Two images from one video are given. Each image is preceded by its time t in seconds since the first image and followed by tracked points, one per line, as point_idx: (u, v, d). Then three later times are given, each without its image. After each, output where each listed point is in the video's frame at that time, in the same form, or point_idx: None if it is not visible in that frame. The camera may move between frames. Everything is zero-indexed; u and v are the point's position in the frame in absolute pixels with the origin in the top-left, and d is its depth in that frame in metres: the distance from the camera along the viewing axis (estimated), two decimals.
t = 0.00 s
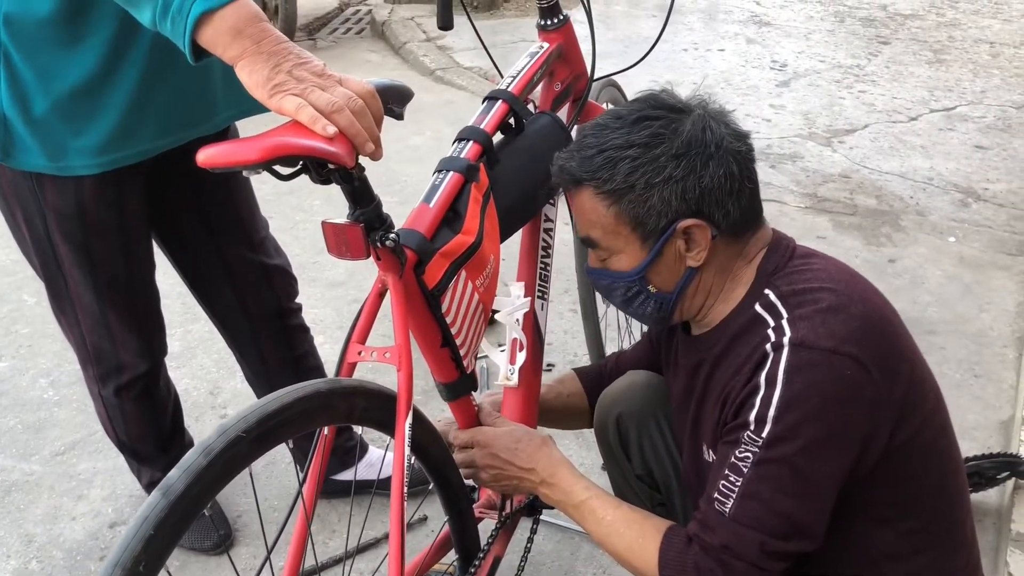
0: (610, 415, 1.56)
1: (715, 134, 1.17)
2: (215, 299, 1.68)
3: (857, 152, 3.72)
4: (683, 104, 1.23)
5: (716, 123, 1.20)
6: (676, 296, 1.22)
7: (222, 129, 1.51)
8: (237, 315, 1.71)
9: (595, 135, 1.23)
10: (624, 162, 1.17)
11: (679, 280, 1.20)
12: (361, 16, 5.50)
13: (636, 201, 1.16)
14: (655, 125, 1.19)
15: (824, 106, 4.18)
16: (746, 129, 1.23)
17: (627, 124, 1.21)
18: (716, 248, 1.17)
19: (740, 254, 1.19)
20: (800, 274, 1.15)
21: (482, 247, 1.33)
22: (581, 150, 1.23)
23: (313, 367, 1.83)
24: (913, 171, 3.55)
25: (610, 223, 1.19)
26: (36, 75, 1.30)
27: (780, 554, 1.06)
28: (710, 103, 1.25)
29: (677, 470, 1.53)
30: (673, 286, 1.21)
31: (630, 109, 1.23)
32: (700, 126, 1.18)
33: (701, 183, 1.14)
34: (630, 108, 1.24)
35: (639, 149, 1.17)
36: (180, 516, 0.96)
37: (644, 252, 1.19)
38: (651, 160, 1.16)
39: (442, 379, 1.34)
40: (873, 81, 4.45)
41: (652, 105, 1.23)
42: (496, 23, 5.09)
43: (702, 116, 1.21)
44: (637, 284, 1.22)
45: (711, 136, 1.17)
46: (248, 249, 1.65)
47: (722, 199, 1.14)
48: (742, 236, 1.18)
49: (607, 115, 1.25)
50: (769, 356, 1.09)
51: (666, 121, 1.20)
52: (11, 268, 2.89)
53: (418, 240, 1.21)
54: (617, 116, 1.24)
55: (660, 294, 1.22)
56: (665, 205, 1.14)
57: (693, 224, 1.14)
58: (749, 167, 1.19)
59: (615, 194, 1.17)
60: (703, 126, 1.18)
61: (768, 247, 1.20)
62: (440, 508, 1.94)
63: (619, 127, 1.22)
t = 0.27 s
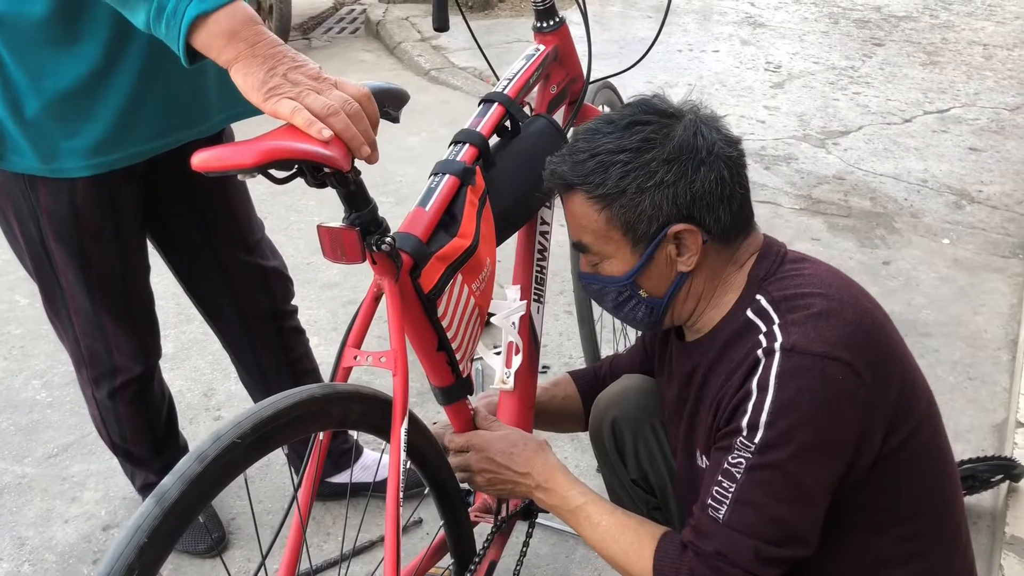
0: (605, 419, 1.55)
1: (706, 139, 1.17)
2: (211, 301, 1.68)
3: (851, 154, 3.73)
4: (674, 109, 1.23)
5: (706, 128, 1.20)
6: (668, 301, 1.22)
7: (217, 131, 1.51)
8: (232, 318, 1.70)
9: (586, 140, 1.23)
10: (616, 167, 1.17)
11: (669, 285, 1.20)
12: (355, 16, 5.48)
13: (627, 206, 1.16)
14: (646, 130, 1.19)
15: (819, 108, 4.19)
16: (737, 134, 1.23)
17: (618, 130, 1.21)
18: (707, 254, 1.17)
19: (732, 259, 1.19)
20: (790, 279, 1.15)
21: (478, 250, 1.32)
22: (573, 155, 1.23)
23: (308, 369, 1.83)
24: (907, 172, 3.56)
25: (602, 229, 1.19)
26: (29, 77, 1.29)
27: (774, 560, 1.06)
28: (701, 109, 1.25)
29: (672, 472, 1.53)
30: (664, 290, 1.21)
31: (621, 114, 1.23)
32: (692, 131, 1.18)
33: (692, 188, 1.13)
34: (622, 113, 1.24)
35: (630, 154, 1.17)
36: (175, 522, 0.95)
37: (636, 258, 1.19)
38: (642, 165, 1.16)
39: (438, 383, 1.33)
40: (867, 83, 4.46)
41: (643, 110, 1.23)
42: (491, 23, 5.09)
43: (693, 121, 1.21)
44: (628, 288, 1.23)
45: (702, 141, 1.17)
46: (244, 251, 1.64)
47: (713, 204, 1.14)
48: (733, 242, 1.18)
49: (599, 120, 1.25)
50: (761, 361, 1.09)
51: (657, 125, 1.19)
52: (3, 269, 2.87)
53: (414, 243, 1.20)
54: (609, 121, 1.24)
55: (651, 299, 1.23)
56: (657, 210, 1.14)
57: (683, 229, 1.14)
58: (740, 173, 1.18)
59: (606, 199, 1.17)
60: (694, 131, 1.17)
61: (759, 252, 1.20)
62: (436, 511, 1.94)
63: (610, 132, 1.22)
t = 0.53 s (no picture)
0: (601, 417, 1.55)
1: (699, 137, 1.16)
2: (203, 297, 1.66)
3: (845, 149, 3.73)
4: (666, 107, 1.22)
5: (699, 125, 1.19)
6: (661, 299, 1.22)
7: (208, 126, 1.49)
8: (225, 314, 1.69)
9: (579, 138, 1.22)
10: (609, 166, 1.17)
11: (663, 283, 1.20)
12: (347, 10, 5.45)
13: (620, 205, 1.15)
14: (640, 128, 1.19)
15: (812, 103, 4.19)
16: (730, 132, 1.22)
17: (611, 127, 1.20)
18: (700, 252, 1.17)
19: (725, 257, 1.19)
20: (784, 276, 1.15)
21: (474, 246, 1.31)
22: (565, 153, 1.22)
23: (302, 366, 1.82)
24: (900, 168, 3.56)
25: (595, 227, 1.19)
26: (17, 70, 1.27)
27: (771, 556, 1.06)
28: (693, 106, 1.25)
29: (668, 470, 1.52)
30: (657, 289, 1.21)
31: (614, 112, 1.23)
32: (684, 129, 1.17)
33: (685, 186, 1.13)
34: (614, 111, 1.23)
35: (623, 152, 1.17)
36: (169, 521, 0.94)
37: (629, 257, 1.18)
38: (635, 164, 1.15)
39: (434, 380, 1.33)
40: (860, 78, 4.46)
41: (635, 108, 1.22)
42: (484, 18, 5.07)
43: (686, 119, 1.20)
44: (622, 288, 1.22)
45: (695, 139, 1.16)
46: (236, 247, 1.63)
47: (707, 201, 1.13)
48: (726, 240, 1.18)
49: (591, 118, 1.24)
50: (757, 358, 1.09)
51: (649, 123, 1.19)
52: None
53: (410, 239, 1.19)
54: (601, 119, 1.23)
55: (645, 298, 1.23)
56: (650, 208, 1.14)
57: (677, 228, 1.14)
58: (733, 170, 1.18)
59: (599, 198, 1.16)
60: (687, 129, 1.17)
61: (753, 249, 1.20)
62: (430, 507, 1.93)
63: (602, 130, 1.21)
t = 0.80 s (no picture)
0: (595, 412, 1.55)
1: (691, 133, 1.16)
2: (197, 291, 1.66)
3: (839, 143, 3.74)
4: (659, 103, 1.22)
5: (692, 122, 1.19)
6: (653, 296, 1.22)
7: (202, 120, 1.49)
8: (219, 308, 1.68)
9: (571, 134, 1.22)
10: (601, 162, 1.16)
11: (655, 280, 1.20)
12: (341, 3, 5.43)
13: (613, 202, 1.15)
14: (632, 125, 1.18)
15: (806, 97, 4.19)
16: (722, 128, 1.22)
17: (604, 124, 1.20)
18: (693, 248, 1.17)
19: (718, 254, 1.19)
20: (776, 272, 1.15)
21: (469, 241, 1.31)
22: (558, 150, 1.22)
23: (296, 360, 1.82)
24: (894, 162, 3.57)
25: (588, 224, 1.19)
26: (8, 63, 1.26)
27: (764, 552, 1.06)
28: (685, 102, 1.25)
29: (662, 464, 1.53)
30: (650, 286, 1.21)
31: (606, 108, 1.23)
32: (677, 125, 1.17)
33: (678, 182, 1.13)
34: (606, 108, 1.23)
35: (616, 149, 1.16)
36: (164, 516, 0.94)
37: (621, 253, 1.18)
38: (628, 161, 1.15)
39: (428, 374, 1.33)
40: (855, 72, 4.47)
41: (628, 104, 1.22)
42: (478, 11, 5.05)
43: (678, 115, 1.20)
44: (614, 284, 1.22)
45: (687, 135, 1.16)
46: (230, 240, 1.62)
47: (699, 197, 1.13)
48: (719, 236, 1.18)
49: (584, 114, 1.24)
50: (749, 354, 1.09)
51: (642, 120, 1.19)
52: None
53: (404, 234, 1.19)
54: (594, 115, 1.23)
55: (637, 294, 1.23)
56: (643, 205, 1.13)
57: (670, 224, 1.14)
58: (725, 166, 1.18)
59: (592, 195, 1.16)
60: (679, 125, 1.17)
61: (745, 245, 1.20)
62: (425, 501, 1.93)
63: (595, 127, 1.21)
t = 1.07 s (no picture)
0: (592, 411, 1.55)
1: (691, 134, 1.16)
2: (195, 285, 1.66)
3: (839, 144, 3.74)
4: (658, 103, 1.22)
5: (691, 123, 1.19)
6: (651, 296, 1.22)
7: (201, 115, 1.49)
8: (217, 303, 1.69)
9: (571, 134, 1.22)
10: (601, 163, 1.16)
11: (654, 280, 1.20)
12: None
13: (612, 202, 1.15)
14: (632, 125, 1.18)
15: (807, 97, 4.19)
16: (721, 129, 1.22)
17: (603, 124, 1.20)
18: (691, 249, 1.17)
19: (716, 254, 1.19)
20: (773, 273, 1.15)
21: (467, 238, 1.31)
22: (557, 150, 1.22)
23: (293, 355, 1.82)
24: (895, 164, 3.57)
25: (586, 224, 1.19)
26: (8, 55, 1.26)
27: (759, 552, 1.06)
28: (685, 103, 1.25)
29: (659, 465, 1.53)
30: (648, 286, 1.21)
31: (605, 108, 1.22)
32: (676, 126, 1.17)
33: (677, 183, 1.13)
34: (605, 108, 1.23)
35: (615, 149, 1.16)
36: (159, 510, 0.94)
37: (620, 254, 1.18)
38: (628, 161, 1.15)
39: (426, 371, 1.33)
40: (856, 73, 4.46)
41: (627, 105, 1.22)
42: (480, 7, 5.04)
43: (678, 115, 1.20)
44: (613, 285, 1.22)
45: (687, 136, 1.16)
46: (229, 235, 1.62)
47: (698, 198, 1.14)
48: (718, 237, 1.18)
49: (583, 114, 1.24)
50: (746, 356, 1.09)
51: (642, 121, 1.19)
52: None
53: (404, 230, 1.19)
54: (593, 115, 1.23)
55: (636, 295, 1.23)
56: (642, 206, 1.13)
57: (669, 225, 1.14)
58: (724, 167, 1.18)
59: (591, 195, 1.16)
60: (679, 126, 1.17)
61: (743, 246, 1.20)
62: (421, 498, 1.94)
63: (594, 127, 1.21)
